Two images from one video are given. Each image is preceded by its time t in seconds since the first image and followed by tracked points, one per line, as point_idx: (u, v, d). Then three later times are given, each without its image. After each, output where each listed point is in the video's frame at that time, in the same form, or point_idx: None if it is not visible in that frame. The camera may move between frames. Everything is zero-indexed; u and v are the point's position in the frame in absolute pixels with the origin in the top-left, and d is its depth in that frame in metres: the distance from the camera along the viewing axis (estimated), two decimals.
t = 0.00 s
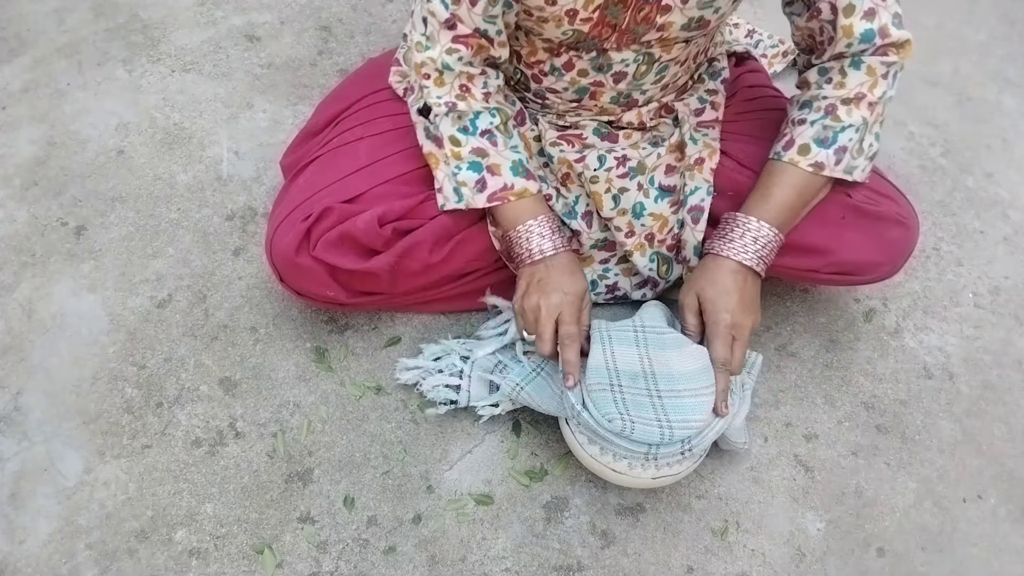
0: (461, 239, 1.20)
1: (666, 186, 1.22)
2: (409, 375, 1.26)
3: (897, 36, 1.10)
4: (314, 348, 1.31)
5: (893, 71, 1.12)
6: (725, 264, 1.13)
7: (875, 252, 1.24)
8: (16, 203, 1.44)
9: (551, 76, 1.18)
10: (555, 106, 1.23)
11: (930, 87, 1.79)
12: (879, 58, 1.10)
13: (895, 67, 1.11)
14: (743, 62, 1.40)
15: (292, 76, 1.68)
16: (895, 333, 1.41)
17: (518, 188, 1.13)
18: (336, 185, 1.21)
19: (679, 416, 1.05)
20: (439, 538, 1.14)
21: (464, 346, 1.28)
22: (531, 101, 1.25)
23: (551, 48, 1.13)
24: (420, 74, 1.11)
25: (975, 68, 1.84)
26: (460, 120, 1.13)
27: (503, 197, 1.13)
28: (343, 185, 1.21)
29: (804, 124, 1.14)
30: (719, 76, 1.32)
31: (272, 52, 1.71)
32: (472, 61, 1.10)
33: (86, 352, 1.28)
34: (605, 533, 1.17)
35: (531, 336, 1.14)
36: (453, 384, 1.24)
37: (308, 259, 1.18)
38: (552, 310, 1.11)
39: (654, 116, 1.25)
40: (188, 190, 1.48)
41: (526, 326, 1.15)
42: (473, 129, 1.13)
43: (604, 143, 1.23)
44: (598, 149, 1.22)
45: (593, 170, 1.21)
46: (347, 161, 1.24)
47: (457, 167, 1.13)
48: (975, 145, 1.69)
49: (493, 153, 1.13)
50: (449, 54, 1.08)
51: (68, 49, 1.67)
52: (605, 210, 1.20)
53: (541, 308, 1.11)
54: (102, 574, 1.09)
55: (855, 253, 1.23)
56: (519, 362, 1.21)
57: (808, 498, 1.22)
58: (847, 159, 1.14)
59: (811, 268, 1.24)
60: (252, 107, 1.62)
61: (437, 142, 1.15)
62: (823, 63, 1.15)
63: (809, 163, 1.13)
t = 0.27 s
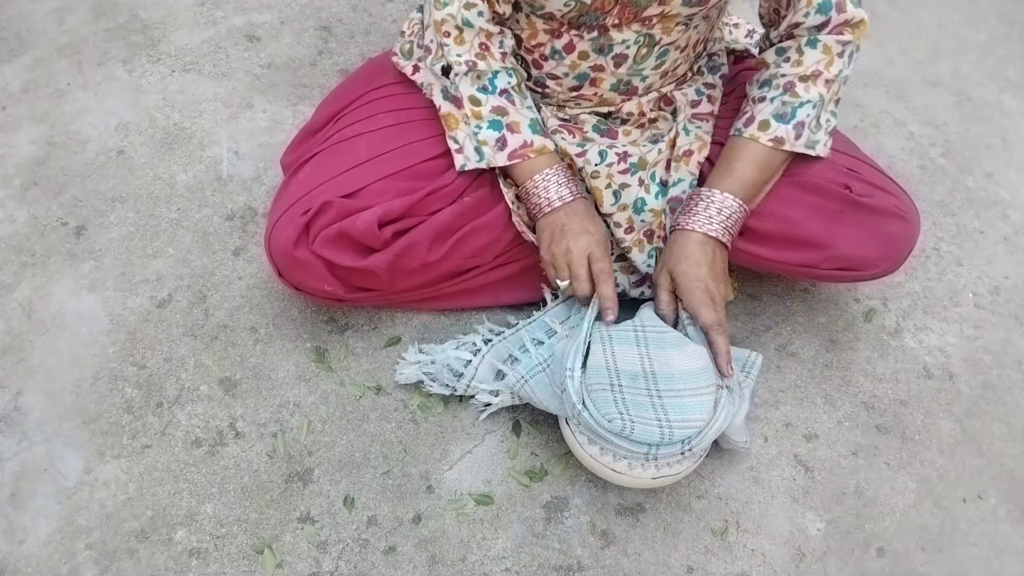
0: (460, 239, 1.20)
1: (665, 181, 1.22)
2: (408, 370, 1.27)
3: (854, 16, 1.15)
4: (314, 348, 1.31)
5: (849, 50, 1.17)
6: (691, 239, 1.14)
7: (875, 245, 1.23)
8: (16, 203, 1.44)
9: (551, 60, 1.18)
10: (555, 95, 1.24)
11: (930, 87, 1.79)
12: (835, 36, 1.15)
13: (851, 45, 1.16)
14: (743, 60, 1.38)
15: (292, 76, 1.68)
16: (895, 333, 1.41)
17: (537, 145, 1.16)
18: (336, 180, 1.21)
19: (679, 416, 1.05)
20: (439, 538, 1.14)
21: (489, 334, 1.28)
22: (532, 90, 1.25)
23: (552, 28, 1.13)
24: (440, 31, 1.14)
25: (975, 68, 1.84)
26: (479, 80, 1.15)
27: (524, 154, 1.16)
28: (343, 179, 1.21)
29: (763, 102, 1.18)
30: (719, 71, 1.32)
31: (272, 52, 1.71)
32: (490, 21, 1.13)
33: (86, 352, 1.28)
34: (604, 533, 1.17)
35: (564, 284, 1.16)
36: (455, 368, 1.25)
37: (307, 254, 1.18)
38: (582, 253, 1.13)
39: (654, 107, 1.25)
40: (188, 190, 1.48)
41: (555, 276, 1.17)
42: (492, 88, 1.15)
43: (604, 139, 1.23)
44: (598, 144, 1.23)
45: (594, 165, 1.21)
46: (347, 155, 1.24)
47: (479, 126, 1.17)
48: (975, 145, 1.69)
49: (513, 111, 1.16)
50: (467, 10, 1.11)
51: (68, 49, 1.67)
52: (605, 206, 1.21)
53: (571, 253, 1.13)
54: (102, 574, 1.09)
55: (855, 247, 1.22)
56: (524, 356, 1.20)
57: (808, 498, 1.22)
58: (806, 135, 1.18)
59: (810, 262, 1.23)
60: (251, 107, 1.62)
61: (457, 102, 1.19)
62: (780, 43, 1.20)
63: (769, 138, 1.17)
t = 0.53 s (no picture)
0: (461, 241, 1.21)
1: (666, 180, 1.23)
2: (408, 369, 1.27)
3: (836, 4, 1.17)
4: (314, 348, 1.31)
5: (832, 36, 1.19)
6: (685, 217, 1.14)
7: (877, 242, 1.23)
8: (16, 203, 1.44)
9: (552, 50, 1.15)
10: (555, 87, 1.22)
11: (930, 87, 1.79)
12: (817, 22, 1.17)
13: (832, 32, 1.18)
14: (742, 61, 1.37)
15: (292, 76, 1.68)
16: (895, 333, 1.41)
17: (532, 136, 1.15)
18: (335, 177, 1.21)
19: (679, 416, 1.05)
20: (439, 538, 1.14)
21: (495, 334, 1.30)
22: (531, 82, 1.23)
23: (553, 17, 1.10)
24: (432, 19, 1.13)
25: (975, 68, 1.84)
26: (471, 71, 1.14)
27: (517, 145, 1.15)
28: (343, 176, 1.21)
29: (749, 89, 1.20)
30: (719, 69, 1.34)
31: (272, 52, 1.71)
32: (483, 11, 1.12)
33: (86, 352, 1.28)
34: (604, 533, 1.17)
35: (582, 280, 1.15)
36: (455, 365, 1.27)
37: (306, 252, 1.18)
38: (594, 245, 1.13)
39: (655, 102, 1.25)
40: (188, 190, 1.48)
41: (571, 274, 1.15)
42: (485, 79, 1.14)
43: (605, 137, 1.23)
44: (599, 142, 1.22)
45: (596, 163, 1.20)
46: (347, 153, 1.23)
47: (472, 119, 1.15)
48: (975, 145, 1.69)
49: (506, 101, 1.15)
50: None
51: (68, 49, 1.67)
52: (607, 205, 1.20)
53: (586, 247, 1.13)
54: (102, 574, 1.09)
55: (856, 243, 1.22)
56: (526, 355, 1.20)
57: (808, 498, 1.22)
58: (792, 120, 1.19)
59: (811, 258, 1.23)
60: (252, 107, 1.62)
61: (448, 95, 1.17)
62: (763, 32, 1.22)
63: (755, 124, 1.18)
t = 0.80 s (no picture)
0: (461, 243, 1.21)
1: (666, 180, 1.23)
2: (408, 369, 1.27)
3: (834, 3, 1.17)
4: (314, 348, 1.31)
5: (830, 36, 1.19)
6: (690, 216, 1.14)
7: (877, 241, 1.23)
8: (16, 203, 1.44)
9: (552, 45, 1.14)
10: (554, 84, 1.21)
11: (930, 87, 1.79)
12: (815, 22, 1.17)
13: (831, 31, 1.18)
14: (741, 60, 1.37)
15: (292, 76, 1.68)
16: (895, 333, 1.41)
17: (516, 149, 1.14)
18: (335, 176, 1.21)
19: (679, 417, 1.05)
20: (439, 538, 1.14)
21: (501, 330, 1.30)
22: (531, 79, 1.22)
23: (553, 12, 1.10)
24: (422, 20, 1.09)
25: (975, 68, 1.84)
26: (457, 79, 1.12)
27: (502, 158, 1.13)
28: (342, 176, 1.21)
29: (749, 89, 1.20)
30: (719, 69, 1.33)
31: (272, 52, 1.71)
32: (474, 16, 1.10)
33: (86, 352, 1.28)
34: (604, 533, 1.17)
35: (590, 280, 1.11)
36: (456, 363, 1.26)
37: (305, 251, 1.18)
38: (595, 243, 1.10)
39: (655, 100, 1.25)
40: (188, 190, 1.48)
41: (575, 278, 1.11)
42: (471, 88, 1.12)
43: (605, 137, 1.22)
44: (599, 142, 1.22)
45: (596, 164, 1.20)
46: (347, 153, 1.23)
47: (456, 128, 1.13)
48: (975, 145, 1.69)
49: (492, 113, 1.13)
50: None
51: (68, 49, 1.67)
52: (606, 206, 1.21)
53: (588, 246, 1.10)
54: (102, 574, 1.09)
55: (855, 243, 1.22)
56: (527, 354, 1.20)
57: (808, 498, 1.22)
58: (793, 119, 1.19)
59: (812, 258, 1.23)
60: (251, 107, 1.62)
61: (434, 102, 1.14)
62: (761, 32, 1.22)
63: (757, 124, 1.18)
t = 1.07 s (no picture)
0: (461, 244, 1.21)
1: (666, 180, 1.23)
2: (413, 361, 1.28)
3: (836, 5, 1.17)
4: (314, 348, 1.31)
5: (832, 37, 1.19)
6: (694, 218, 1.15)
7: (877, 242, 1.23)
8: (16, 203, 1.44)
9: (553, 46, 1.14)
10: (555, 84, 1.21)
11: (929, 87, 1.79)
12: (817, 23, 1.17)
13: (833, 33, 1.18)
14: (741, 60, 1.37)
15: (292, 76, 1.68)
16: (895, 333, 1.41)
17: (521, 160, 1.13)
18: (335, 176, 1.21)
19: (679, 415, 1.05)
20: (439, 538, 1.14)
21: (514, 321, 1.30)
22: (532, 79, 1.22)
23: (555, 13, 1.10)
24: (426, 32, 1.09)
25: (974, 68, 1.84)
26: (461, 90, 1.11)
27: (507, 169, 1.13)
28: (343, 176, 1.21)
29: (751, 90, 1.20)
30: (718, 69, 1.33)
31: (272, 52, 1.71)
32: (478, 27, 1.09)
33: (86, 352, 1.28)
34: (604, 533, 1.17)
35: (609, 295, 1.12)
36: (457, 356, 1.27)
37: (305, 251, 1.18)
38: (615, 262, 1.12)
39: (655, 100, 1.25)
40: (188, 190, 1.48)
41: (595, 294, 1.12)
42: (475, 99, 1.12)
43: (605, 137, 1.22)
44: (599, 142, 1.22)
45: (596, 163, 1.20)
46: (347, 153, 1.23)
47: (461, 139, 1.13)
48: (975, 145, 1.69)
49: (497, 123, 1.13)
50: (457, 13, 1.06)
51: (68, 49, 1.67)
52: (606, 206, 1.21)
53: (604, 262, 1.12)
54: (102, 574, 1.09)
55: (855, 243, 1.22)
56: (534, 348, 1.21)
57: (808, 498, 1.22)
58: (797, 119, 1.19)
59: (812, 258, 1.23)
60: (252, 107, 1.62)
61: (439, 113, 1.14)
62: (763, 33, 1.22)
63: (760, 124, 1.18)
